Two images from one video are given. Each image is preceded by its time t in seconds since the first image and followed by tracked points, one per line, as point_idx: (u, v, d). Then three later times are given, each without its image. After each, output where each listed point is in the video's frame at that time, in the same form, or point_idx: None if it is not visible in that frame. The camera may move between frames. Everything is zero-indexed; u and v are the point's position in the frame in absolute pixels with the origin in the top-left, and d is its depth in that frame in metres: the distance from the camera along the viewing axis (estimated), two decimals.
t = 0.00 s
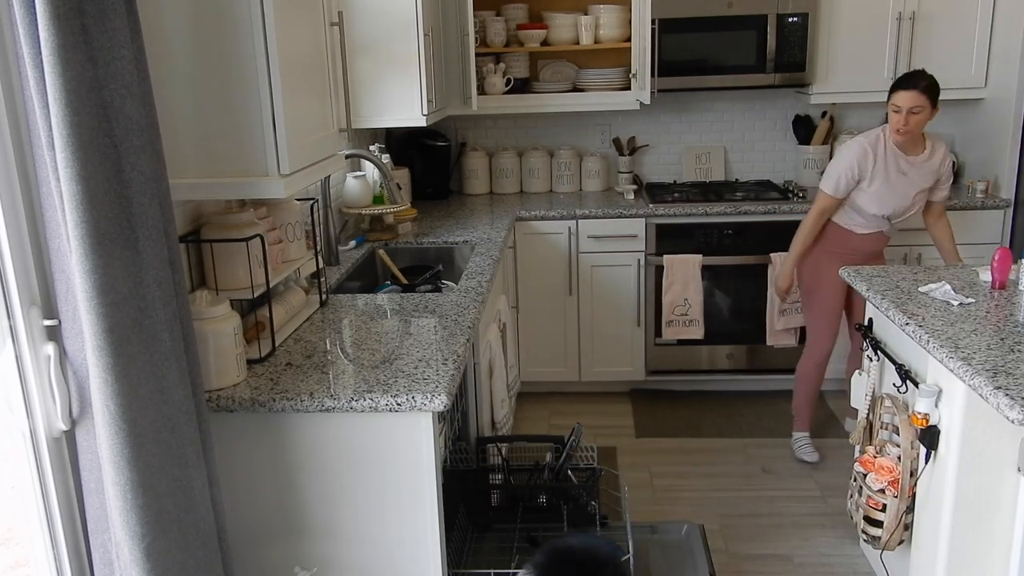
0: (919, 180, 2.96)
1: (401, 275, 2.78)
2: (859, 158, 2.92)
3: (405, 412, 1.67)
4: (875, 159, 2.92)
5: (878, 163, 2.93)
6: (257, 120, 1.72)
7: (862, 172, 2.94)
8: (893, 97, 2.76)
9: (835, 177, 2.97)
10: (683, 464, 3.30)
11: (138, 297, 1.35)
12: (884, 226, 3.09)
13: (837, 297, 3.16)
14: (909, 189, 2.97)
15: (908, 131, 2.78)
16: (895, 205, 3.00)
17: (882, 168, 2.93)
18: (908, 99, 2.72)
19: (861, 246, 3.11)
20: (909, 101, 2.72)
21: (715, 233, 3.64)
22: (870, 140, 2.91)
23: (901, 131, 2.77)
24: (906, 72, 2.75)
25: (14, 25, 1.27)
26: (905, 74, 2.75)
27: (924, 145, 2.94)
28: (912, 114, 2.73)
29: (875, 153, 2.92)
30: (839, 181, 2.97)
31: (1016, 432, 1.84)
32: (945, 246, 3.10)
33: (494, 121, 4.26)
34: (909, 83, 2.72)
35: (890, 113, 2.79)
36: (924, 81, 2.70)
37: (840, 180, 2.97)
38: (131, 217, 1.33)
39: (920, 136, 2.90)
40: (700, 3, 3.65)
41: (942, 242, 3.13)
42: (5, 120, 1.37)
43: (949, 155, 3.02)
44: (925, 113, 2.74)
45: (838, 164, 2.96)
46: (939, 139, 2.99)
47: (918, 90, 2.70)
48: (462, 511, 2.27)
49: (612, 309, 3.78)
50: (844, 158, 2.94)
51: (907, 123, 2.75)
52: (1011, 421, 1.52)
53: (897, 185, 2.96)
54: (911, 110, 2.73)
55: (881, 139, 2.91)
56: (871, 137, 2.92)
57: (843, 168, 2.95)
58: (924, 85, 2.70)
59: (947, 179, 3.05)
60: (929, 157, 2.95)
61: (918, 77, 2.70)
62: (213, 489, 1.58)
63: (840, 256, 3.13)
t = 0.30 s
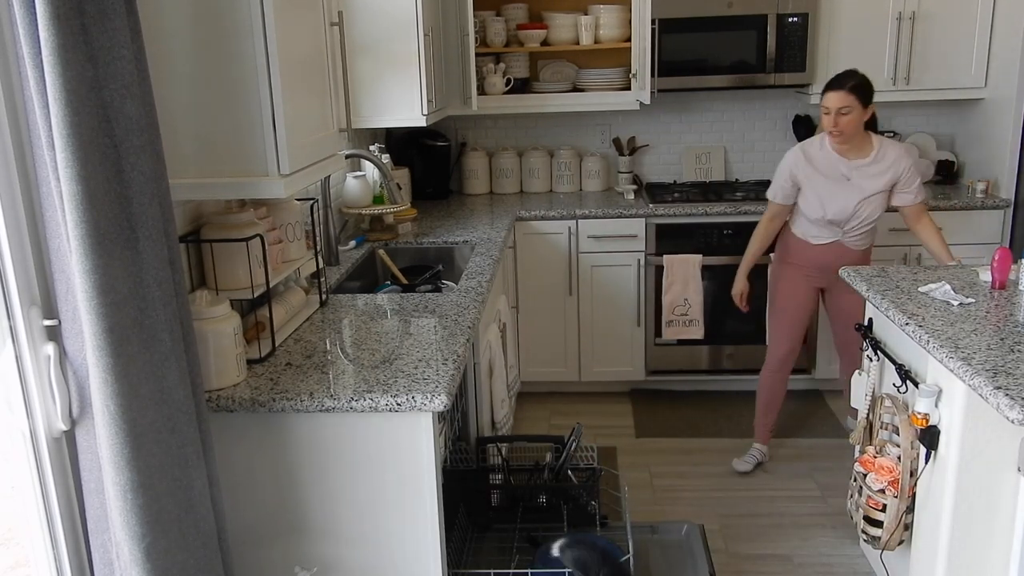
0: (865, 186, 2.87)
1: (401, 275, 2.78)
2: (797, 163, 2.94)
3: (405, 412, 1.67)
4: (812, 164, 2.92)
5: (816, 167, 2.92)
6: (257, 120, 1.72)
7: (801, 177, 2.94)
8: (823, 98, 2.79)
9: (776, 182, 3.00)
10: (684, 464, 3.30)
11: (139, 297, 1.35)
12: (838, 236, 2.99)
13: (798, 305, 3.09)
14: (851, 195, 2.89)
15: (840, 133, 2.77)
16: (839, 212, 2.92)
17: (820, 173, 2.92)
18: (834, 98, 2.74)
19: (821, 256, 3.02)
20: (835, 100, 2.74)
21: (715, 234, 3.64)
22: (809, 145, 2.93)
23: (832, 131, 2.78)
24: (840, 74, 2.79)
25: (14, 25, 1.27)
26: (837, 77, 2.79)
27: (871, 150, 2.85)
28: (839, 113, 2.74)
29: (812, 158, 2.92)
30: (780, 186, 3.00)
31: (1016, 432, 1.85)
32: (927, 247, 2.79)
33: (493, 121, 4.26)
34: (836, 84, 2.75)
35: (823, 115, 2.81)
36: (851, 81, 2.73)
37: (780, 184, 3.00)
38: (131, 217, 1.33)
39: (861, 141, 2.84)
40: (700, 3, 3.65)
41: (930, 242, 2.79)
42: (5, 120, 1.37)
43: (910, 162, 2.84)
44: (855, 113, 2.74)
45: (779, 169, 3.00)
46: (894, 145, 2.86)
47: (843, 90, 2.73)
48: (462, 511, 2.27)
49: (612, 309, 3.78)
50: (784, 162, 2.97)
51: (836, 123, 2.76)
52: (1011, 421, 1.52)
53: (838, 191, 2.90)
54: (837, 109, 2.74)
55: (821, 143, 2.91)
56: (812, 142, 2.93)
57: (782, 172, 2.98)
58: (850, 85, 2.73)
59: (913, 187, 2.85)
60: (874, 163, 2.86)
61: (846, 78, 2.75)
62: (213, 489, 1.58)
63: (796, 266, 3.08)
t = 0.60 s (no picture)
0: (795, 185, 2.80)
1: (401, 275, 2.78)
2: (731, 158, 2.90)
3: (405, 412, 1.67)
4: (745, 159, 2.87)
5: (748, 162, 2.87)
6: (257, 120, 1.72)
7: (734, 173, 2.90)
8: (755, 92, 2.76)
9: (712, 177, 2.97)
10: (684, 464, 3.30)
11: (138, 297, 1.35)
12: (769, 235, 2.94)
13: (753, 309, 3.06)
14: (780, 192, 2.83)
15: (769, 127, 2.74)
16: (767, 210, 2.86)
17: (751, 169, 2.87)
18: (763, 92, 2.71)
19: (766, 260, 2.96)
20: (763, 93, 2.71)
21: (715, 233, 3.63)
22: (743, 140, 2.88)
23: (762, 126, 2.74)
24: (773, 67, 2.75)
25: (14, 25, 1.27)
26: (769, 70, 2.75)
27: (802, 147, 2.79)
28: (767, 107, 2.71)
29: (745, 154, 2.87)
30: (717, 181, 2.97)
31: (1015, 433, 1.86)
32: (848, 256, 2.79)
33: (493, 121, 4.26)
34: (764, 76, 2.72)
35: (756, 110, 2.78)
36: (780, 74, 2.70)
37: (717, 179, 2.97)
38: (131, 217, 1.33)
39: (793, 138, 2.79)
40: (700, 3, 3.65)
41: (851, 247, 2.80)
42: (5, 120, 1.37)
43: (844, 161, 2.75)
44: (784, 107, 2.70)
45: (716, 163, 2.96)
46: (828, 143, 2.78)
47: (771, 83, 2.70)
48: (462, 511, 2.26)
49: (611, 309, 3.78)
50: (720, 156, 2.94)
51: (765, 117, 2.72)
52: (1011, 421, 1.52)
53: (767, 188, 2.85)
54: (765, 103, 2.71)
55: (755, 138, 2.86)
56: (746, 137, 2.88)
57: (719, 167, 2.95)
58: (779, 78, 2.69)
59: (845, 188, 2.77)
60: (804, 161, 2.79)
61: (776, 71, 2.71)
62: (213, 488, 1.58)
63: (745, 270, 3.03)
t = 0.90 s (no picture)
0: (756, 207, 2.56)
1: (401, 275, 2.78)
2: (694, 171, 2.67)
3: (405, 412, 1.67)
4: (708, 174, 2.64)
5: (711, 177, 2.63)
6: (257, 120, 1.72)
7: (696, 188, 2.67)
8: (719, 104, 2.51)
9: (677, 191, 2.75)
10: (684, 464, 3.30)
11: (138, 296, 1.35)
12: (727, 257, 2.71)
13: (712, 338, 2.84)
14: (741, 213, 2.59)
15: (732, 145, 2.50)
16: (725, 231, 2.63)
17: (714, 185, 2.63)
18: (725, 106, 2.47)
19: (722, 283, 2.74)
20: (726, 107, 2.46)
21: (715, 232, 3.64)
22: (710, 153, 2.65)
23: (726, 142, 2.50)
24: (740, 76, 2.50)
25: (14, 25, 1.27)
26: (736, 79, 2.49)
27: (769, 165, 2.54)
28: (730, 122, 2.47)
29: (709, 168, 2.64)
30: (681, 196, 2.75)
31: (1016, 433, 1.85)
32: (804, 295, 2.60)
33: (493, 121, 4.26)
34: (731, 87, 2.47)
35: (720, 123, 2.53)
36: (745, 87, 2.44)
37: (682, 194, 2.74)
38: (131, 217, 1.33)
39: (759, 155, 2.54)
40: (700, 3, 3.65)
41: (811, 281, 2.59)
42: (5, 120, 1.37)
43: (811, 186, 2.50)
44: (750, 123, 2.46)
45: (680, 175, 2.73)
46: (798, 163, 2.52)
47: (735, 95, 2.45)
48: (462, 511, 2.26)
49: (611, 309, 3.78)
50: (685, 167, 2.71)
51: (728, 133, 2.48)
52: (1011, 421, 1.52)
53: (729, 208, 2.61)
54: (728, 118, 2.47)
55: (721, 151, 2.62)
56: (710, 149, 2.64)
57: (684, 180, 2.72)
58: (745, 90, 2.44)
59: (811, 217, 2.52)
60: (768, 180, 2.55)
61: (743, 81, 2.46)
62: (213, 489, 1.58)
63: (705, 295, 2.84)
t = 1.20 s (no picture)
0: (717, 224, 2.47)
1: (401, 275, 2.78)
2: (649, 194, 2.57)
3: (405, 412, 1.67)
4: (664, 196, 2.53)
5: (666, 199, 2.53)
6: (257, 119, 1.72)
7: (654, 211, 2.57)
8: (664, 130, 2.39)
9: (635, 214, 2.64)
10: (684, 464, 3.30)
11: (138, 296, 1.35)
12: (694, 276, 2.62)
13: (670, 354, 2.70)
14: (704, 233, 2.50)
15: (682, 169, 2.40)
16: (689, 251, 2.54)
17: (670, 207, 2.53)
18: (670, 133, 2.35)
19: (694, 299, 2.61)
20: (670, 134, 2.35)
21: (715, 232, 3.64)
22: (657, 173, 2.53)
23: (676, 167, 2.40)
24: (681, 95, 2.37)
25: (14, 25, 1.27)
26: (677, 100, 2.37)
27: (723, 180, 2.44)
28: (677, 150, 2.36)
29: (660, 189, 2.53)
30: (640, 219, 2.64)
31: (1016, 433, 1.85)
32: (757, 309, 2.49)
33: (493, 121, 4.26)
34: (672, 110, 2.35)
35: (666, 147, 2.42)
36: (688, 111, 2.32)
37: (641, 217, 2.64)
38: (131, 217, 1.33)
39: (711, 171, 2.45)
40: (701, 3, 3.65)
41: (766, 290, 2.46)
42: (5, 120, 1.37)
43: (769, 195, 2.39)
44: (697, 149, 2.36)
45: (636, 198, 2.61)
46: (751, 174, 2.42)
47: (679, 120, 2.33)
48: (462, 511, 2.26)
49: (611, 308, 3.78)
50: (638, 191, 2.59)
51: (676, 160, 2.38)
52: (1011, 421, 1.52)
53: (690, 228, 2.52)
54: (674, 146, 2.36)
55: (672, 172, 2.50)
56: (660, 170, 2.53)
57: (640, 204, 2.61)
58: (688, 114, 2.32)
59: (772, 229, 2.41)
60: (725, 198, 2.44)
61: (685, 104, 2.33)
62: (213, 489, 1.58)
63: (667, 312, 2.73)
